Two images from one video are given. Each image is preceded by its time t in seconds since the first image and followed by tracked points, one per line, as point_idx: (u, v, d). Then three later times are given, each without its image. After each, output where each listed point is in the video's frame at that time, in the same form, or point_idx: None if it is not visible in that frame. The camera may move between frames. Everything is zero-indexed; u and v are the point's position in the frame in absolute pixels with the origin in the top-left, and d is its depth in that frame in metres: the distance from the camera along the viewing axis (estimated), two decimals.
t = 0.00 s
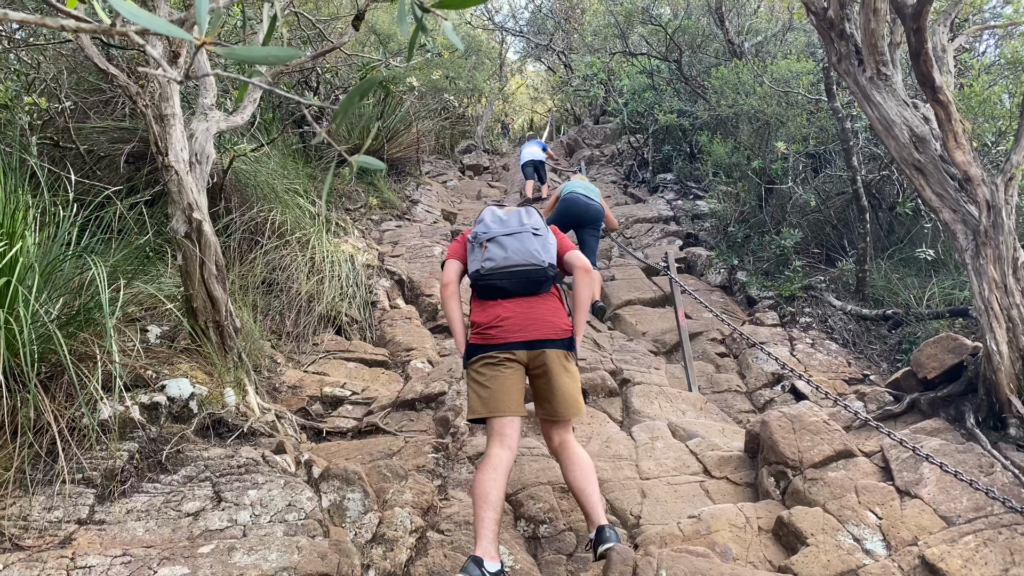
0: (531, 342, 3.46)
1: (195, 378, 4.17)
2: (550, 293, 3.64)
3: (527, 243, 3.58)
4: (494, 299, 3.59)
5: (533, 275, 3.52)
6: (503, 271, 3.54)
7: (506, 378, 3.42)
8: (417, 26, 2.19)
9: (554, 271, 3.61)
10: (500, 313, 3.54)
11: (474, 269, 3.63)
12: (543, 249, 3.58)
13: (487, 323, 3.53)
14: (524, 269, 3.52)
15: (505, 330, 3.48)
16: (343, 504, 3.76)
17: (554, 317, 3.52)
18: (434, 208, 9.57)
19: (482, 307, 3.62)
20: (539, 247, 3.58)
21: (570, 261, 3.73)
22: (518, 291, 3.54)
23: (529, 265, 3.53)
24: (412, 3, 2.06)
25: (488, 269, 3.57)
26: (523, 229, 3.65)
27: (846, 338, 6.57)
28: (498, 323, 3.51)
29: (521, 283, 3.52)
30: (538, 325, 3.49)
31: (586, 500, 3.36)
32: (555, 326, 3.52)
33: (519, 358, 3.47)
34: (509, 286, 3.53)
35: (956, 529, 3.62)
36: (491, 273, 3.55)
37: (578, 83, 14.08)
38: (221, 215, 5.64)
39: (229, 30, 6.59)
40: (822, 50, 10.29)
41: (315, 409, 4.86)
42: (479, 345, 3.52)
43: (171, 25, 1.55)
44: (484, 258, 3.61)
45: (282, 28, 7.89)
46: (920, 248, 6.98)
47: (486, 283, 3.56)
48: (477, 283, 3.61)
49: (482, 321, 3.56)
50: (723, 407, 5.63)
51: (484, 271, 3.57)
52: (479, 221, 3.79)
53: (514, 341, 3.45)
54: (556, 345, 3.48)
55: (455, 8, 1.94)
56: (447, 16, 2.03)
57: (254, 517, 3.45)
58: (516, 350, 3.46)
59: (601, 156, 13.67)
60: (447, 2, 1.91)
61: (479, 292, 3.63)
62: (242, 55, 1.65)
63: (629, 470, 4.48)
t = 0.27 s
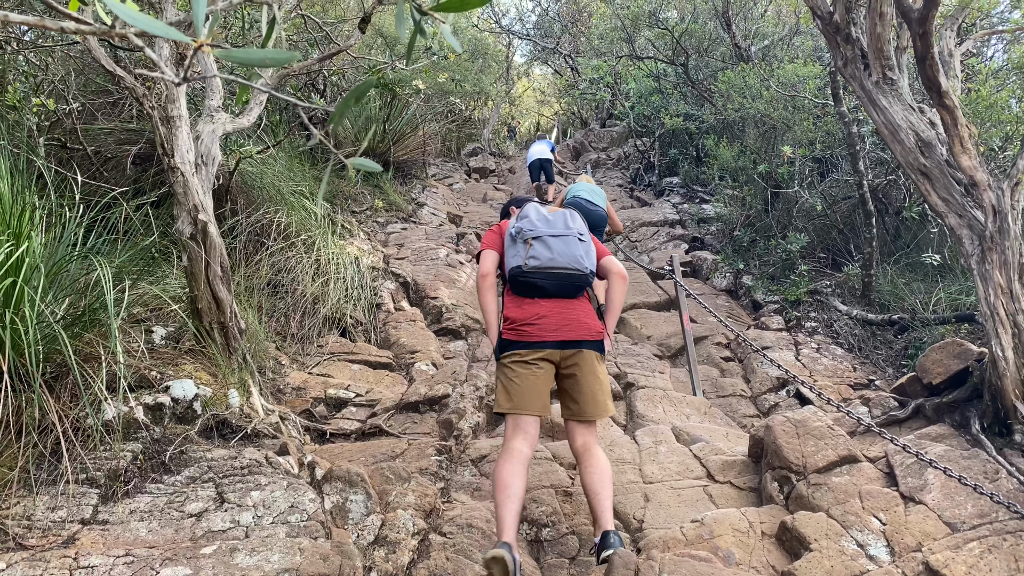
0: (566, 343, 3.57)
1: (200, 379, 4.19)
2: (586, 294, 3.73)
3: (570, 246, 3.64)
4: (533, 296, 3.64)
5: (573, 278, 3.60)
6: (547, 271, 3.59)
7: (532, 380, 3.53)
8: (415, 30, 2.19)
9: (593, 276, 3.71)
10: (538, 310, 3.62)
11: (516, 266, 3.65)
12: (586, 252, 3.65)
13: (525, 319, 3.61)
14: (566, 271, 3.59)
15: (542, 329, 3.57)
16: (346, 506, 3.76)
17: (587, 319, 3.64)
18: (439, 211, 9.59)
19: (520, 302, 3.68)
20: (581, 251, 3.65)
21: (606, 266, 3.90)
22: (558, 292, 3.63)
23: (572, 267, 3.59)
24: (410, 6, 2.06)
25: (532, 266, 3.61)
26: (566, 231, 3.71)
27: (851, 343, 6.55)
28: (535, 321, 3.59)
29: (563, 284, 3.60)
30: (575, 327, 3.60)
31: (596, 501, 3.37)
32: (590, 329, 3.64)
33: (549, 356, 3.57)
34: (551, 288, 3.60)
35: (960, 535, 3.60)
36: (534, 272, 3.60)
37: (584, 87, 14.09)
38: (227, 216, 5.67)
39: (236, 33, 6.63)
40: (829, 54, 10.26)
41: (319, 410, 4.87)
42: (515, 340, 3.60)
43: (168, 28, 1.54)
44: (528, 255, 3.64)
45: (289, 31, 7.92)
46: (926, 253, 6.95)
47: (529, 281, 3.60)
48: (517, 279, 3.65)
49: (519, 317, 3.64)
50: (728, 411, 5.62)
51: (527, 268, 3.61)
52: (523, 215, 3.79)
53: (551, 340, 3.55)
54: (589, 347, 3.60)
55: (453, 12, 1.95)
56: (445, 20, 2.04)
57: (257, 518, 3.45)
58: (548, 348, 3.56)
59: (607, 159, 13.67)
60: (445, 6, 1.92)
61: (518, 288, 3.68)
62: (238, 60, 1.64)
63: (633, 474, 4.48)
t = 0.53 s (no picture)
0: (582, 343, 3.69)
1: (203, 381, 4.19)
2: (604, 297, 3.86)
3: (602, 250, 3.75)
4: (557, 291, 3.71)
5: (600, 281, 3.71)
6: (579, 269, 3.67)
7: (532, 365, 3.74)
8: (419, 31, 2.18)
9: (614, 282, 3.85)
10: (561, 305, 3.70)
11: (547, 259, 3.71)
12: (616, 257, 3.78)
13: (546, 313, 3.69)
14: (595, 274, 3.70)
15: (563, 326, 3.67)
16: (348, 508, 3.76)
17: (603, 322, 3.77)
18: (442, 213, 9.59)
19: (542, 294, 3.74)
20: (612, 255, 3.77)
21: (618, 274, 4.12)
22: (584, 291, 3.72)
23: (603, 270, 3.71)
24: (414, 7, 2.05)
25: (565, 262, 3.68)
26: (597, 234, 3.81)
27: (855, 346, 6.54)
28: (556, 317, 3.68)
29: (591, 285, 3.70)
30: (593, 327, 3.72)
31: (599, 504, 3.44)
32: (605, 333, 3.77)
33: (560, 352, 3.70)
34: (580, 286, 3.69)
35: (964, 540, 3.58)
36: (565, 270, 3.67)
37: (588, 90, 14.10)
38: (231, 218, 5.69)
39: (240, 35, 6.65)
40: (833, 57, 10.25)
41: (321, 412, 4.87)
42: (533, 332, 3.69)
43: (173, 29, 1.54)
44: (562, 251, 3.70)
45: (294, 34, 7.94)
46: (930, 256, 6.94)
47: (559, 277, 3.67)
48: (545, 272, 3.71)
49: (539, 310, 3.72)
50: (731, 414, 5.61)
51: (560, 264, 3.68)
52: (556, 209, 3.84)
53: (568, 338, 3.67)
54: (602, 351, 3.73)
55: (456, 13, 1.94)
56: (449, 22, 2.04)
57: (260, 520, 3.45)
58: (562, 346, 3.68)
59: (611, 162, 13.67)
60: (448, 8, 1.91)
61: (543, 281, 3.73)
62: (240, 60, 1.63)
63: (636, 477, 4.47)
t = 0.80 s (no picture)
0: (576, 355, 3.71)
1: (203, 383, 4.19)
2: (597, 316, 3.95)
3: (604, 266, 3.90)
4: (561, 297, 3.76)
5: (602, 294, 3.83)
6: (587, 278, 3.78)
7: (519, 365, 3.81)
8: (419, 32, 2.17)
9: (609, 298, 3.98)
10: (561, 313, 3.74)
11: (555, 265, 3.78)
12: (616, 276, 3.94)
13: (546, 318, 3.71)
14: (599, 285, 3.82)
15: (563, 333, 3.70)
16: (349, 510, 3.75)
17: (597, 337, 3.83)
18: (442, 215, 9.59)
19: (542, 301, 3.77)
20: (612, 273, 3.93)
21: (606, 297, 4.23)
22: (584, 301, 3.79)
23: (606, 283, 3.84)
24: (413, 7, 2.05)
25: (573, 271, 3.78)
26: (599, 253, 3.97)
27: (856, 348, 6.52)
28: (556, 324, 3.71)
29: (594, 297, 3.80)
30: (591, 340, 3.75)
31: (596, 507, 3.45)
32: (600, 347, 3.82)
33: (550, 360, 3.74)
34: (583, 294, 3.76)
35: (966, 543, 3.57)
36: (571, 277, 3.76)
37: (588, 92, 14.10)
38: (231, 220, 5.69)
39: (240, 37, 6.64)
40: (834, 59, 10.25)
41: (322, 415, 4.86)
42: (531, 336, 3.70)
43: (170, 29, 1.53)
44: (570, 260, 3.81)
45: (294, 36, 7.94)
46: (931, 258, 6.94)
47: (568, 282, 3.75)
48: (552, 278, 3.77)
49: (538, 315, 3.73)
50: (732, 416, 5.60)
51: (569, 270, 3.77)
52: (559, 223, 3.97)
53: (564, 348, 3.69)
54: (594, 366, 3.75)
55: (456, 13, 1.93)
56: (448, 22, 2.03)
57: (260, 522, 3.45)
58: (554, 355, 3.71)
59: (612, 163, 13.66)
60: (448, 7, 1.90)
61: (546, 287, 3.79)
62: (237, 60, 1.62)
63: (637, 479, 4.46)
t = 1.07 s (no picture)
0: (551, 347, 3.78)
1: (201, 384, 4.18)
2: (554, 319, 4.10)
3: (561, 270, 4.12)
4: (530, 295, 3.87)
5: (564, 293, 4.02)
6: (551, 278, 3.96)
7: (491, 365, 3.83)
8: (414, 31, 2.16)
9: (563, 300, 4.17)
10: (530, 309, 3.84)
11: (521, 266, 3.91)
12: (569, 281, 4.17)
13: (518, 314, 3.77)
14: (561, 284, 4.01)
15: (535, 327, 3.77)
16: (347, 511, 3.74)
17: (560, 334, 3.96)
18: (441, 215, 9.58)
19: (510, 299, 3.83)
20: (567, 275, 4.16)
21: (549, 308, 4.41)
22: (550, 299, 3.93)
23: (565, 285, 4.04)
24: (409, 7, 2.05)
25: (539, 272, 3.94)
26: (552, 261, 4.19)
27: (855, 347, 6.52)
28: (528, 319, 3.79)
29: (557, 297, 3.97)
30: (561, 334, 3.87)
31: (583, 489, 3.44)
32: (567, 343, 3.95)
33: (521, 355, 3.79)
34: (550, 292, 3.92)
35: (965, 542, 3.57)
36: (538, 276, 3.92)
37: (587, 91, 14.09)
38: (229, 221, 5.69)
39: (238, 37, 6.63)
40: (832, 58, 10.26)
41: (319, 416, 4.85)
42: (506, 331, 3.73)
43: (163, 28, 1.52)
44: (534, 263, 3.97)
45: (292, 36, 7.94)
46: (930, 257, 6.94)
47: (535, 281, 3.89)
48: (520, 277, 3.88)
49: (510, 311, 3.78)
50: (731, 416, 5.60)
51: (536, 271, 3.92)
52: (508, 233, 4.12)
53: (540, 340, 3.75)
54: (566, 359, 3.85)
55: (451, 11, 1.93)
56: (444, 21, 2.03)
57: (258, 523, 3.44)
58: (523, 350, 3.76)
59: (610, 163, 13.65)
60: (444, 5, 1.90)
61: (514, 286, 3.87)
62: (233, 59, 1.61)
63: (635, 479, 4.46)
